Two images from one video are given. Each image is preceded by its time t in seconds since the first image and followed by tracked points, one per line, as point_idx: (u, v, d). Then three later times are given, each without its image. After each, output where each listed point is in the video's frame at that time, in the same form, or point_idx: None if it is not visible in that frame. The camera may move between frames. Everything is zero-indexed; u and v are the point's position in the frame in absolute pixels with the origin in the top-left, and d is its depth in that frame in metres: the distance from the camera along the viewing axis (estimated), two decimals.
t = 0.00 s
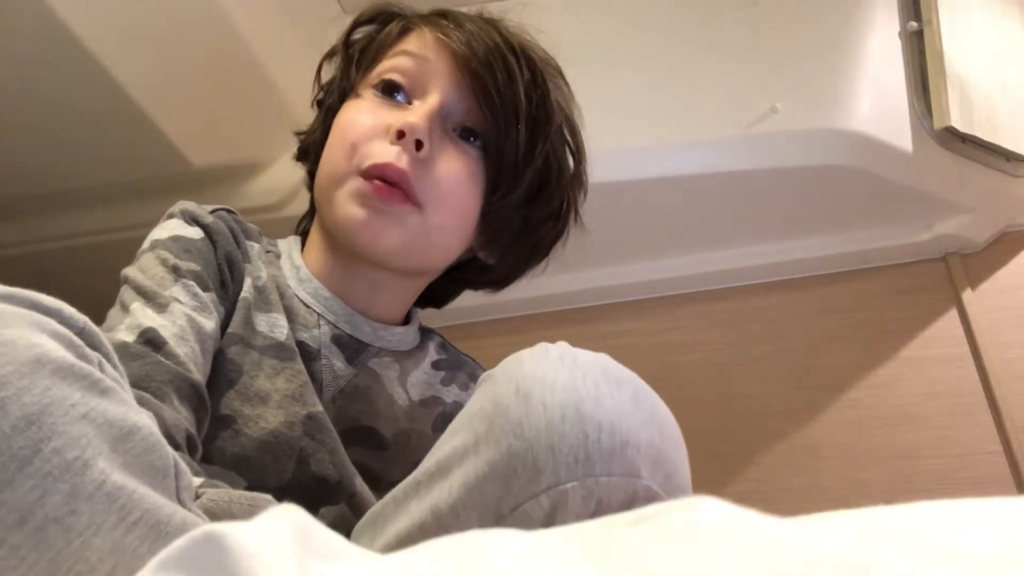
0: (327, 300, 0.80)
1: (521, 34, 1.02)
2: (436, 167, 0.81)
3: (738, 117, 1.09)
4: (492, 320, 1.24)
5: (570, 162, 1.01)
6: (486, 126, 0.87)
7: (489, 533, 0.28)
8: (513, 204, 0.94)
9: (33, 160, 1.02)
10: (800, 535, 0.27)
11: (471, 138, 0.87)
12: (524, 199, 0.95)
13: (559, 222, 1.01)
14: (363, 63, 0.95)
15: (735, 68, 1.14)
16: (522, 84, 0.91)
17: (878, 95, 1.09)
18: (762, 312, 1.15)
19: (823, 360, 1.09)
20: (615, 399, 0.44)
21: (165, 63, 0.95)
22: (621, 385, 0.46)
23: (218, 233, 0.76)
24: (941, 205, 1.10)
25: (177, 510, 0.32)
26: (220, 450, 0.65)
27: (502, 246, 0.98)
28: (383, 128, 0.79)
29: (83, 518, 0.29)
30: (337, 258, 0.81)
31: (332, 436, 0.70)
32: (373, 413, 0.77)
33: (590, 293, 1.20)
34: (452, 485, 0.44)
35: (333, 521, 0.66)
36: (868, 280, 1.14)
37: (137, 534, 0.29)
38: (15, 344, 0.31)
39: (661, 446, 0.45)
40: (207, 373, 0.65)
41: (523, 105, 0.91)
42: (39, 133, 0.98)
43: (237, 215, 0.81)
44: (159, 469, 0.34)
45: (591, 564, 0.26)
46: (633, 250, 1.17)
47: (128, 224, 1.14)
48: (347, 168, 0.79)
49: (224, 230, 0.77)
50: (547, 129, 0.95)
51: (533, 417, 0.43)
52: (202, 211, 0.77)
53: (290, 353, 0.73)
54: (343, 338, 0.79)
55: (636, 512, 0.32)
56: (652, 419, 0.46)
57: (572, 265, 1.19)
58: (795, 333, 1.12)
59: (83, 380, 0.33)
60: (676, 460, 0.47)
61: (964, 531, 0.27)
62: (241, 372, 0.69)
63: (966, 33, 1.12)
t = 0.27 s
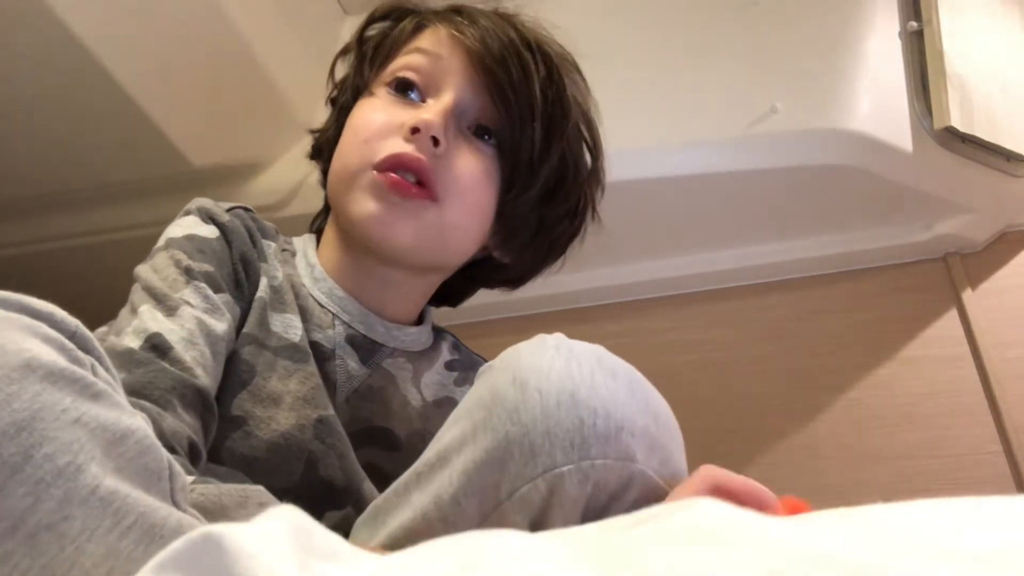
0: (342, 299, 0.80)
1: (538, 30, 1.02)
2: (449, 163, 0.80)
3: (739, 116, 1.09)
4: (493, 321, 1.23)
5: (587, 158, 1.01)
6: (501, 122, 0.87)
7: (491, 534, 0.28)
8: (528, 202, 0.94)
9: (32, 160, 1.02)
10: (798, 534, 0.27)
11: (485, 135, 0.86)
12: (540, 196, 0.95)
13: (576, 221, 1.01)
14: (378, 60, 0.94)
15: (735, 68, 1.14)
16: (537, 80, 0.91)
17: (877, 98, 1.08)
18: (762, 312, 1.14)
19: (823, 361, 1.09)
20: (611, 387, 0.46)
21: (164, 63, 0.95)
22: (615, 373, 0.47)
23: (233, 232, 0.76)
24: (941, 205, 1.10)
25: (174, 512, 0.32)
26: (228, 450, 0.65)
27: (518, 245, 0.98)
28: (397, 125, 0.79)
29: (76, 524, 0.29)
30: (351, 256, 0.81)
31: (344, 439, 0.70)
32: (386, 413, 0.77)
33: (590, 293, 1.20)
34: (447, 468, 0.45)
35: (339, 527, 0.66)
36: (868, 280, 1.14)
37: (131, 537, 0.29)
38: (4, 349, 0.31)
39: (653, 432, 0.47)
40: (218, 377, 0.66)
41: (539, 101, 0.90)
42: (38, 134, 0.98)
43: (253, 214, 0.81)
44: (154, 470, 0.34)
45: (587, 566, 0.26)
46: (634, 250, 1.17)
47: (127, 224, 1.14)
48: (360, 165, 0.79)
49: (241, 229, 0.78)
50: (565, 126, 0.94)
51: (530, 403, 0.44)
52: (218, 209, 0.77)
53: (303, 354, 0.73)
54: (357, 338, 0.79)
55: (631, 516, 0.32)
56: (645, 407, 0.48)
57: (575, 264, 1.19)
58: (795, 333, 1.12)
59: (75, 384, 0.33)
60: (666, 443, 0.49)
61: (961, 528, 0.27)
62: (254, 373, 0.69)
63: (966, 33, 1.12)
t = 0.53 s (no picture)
0: (357, 302, 0.80)
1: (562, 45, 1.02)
2: (474, 173, 0.81)
3: (740, 116, 1.08)
4: (494, 321, 1.23)
5: (604, 173, 1.01)
6: (526, 135, 0.87)
7: (494, 533, 0.28)
8: (547, 214, 0.94)
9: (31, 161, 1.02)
10: (795, 533, 0.27)
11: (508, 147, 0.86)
12: (560, 209, 0.95)
13: (592, 233, 1.01)
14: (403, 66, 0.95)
15: (735, 69, 1.14)
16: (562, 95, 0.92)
17: (878, 99, 1.08)
18: (761, 311, 1.14)
19: (823, 361, 1.09)
20: (615, 380, 0.47)
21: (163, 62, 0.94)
22: (620, 366, 0.48)
23: (248, 235, 0.76)
24: (942, 205, 1.10)
25: (172, 514, 0.32)
26: (240, 453, 0.65)
27: (534, 256, 0.99)
28: (423, 132, 0.79)
29: (75, 529, 0.28)
30: (368, 259, 0.81)
31: (354, 445, 0.70)
32: (400, 416, 0.77)
33: (590, 294, 1.20)
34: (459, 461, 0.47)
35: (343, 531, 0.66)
36: (868, 280, 1.13)
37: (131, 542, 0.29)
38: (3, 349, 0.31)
39: (657, 423, 0.49)
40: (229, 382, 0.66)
41: (563, 115, 0.91)
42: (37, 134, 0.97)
43: (268, 217, 0.81)
44: (152, 471, 0.34)
45: (587, 567, 0.26)
46: (634, 250, 1.17)
47: (126, 224, 1.14)
48: (384, 169, 0.78)
49: (255, 232, 0.77)
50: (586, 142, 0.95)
51: (535, 395, 0.45)
52: (232, 213, 0.77)
53: (316, 357, 0.73)
54: (372, 341, 0.79)
55: (629, 517, 0.31)
56: (649, 398, 0.49)
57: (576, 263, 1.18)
58: (795, 333, 1.12)
59: (73, 386, 0.32)
60: (671, 434, 0.50)
61: (960, 527, 0.27)
62: (266, 375, 0.69)
63: (966, 32, 1.12)
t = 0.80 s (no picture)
0: (365, 303, 0.80)
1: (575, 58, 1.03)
2: (490, 184, 0.81)
3: (740, 117, 1.08)
4: (493, 320, 1.23)
5: (608, 182, 1.00)
6: (540, 146, 0.87)
7: (491, 534, 0.28)
8: (557, 225, 0.95)
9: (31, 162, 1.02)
10: (797, 533, 0.27)
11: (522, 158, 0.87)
12: (569, 220, 0.96)
13: (596, 240, 1.01)
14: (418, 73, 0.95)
15: (735, 69, 1.14)
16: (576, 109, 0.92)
17: (880, 95, 1.09)
18: (761, 312, 1.14)
19: (823, 361, 1.09)
20: (619, 378, 0.47)
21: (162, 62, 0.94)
22: (623, 365, 0.48)
23: (258, 237, 0.76)
24: (942, 206, 1.10)
25: (183, 523, 0.32)
26: (247, 451, 0.65)
27: (539, 263, 0.99)
28: (442, 141, 0.79)
29: (88, 537, 0.28)
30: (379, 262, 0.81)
31: (362, 445, 0.70)
32: (406, 417, 0.77)
33: (589, 294, 1.19)
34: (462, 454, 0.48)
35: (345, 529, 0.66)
36: (868, 280, 1.13)
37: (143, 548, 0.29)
38: (25, 354, 0.31)
39: (661, 422, 0.49)
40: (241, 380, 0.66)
41: (576, 129, 0.91)
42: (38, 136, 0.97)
43: (278, 219, 0.81)
44: (165, 479, 0.34)
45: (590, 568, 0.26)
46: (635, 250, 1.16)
47: (126, 224, 1.14)
48: (402, 176, 0.78)
49: (265, 234, 0.77)
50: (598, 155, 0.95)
51: (539, 391, 0.46)
52: (242, 214, 0.77)
53: (324, 358, 0.73)
54: (379, 342, 0.79)
55: (629, 518, 0.31)
56: (654, 398, 0.49)
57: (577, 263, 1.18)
58: (795, 333, 1.12)
59: (94, 392, 0.32)
60: (676, 433, 0.50)
61: (961, 528, 0.27)
62: (274, 375, 0.69)
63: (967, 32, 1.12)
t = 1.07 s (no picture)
0: (359, 302, 0.80)
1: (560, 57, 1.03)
2: (481, 180, 0.81)
3: (739, 116, 1.08)
4: (493, 321, 1.23)
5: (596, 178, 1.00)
6: (529, 142, 0.88)
7: (493, 535, 0.29)
8: (546, 219, 0.95)
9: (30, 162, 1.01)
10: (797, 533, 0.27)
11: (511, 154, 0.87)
12: (558, 214, 0.96)
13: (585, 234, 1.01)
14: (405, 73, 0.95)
15: (735, 67, 1.14)
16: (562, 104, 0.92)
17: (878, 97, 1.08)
18: (762, 312, 1.14)
19: (824, 361, 1.09)
20: (624, 379, 0.47)
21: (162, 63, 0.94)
22: (627, 365, 0.48)
23: (253, 238, 0.76)
24: (942, 206, 1.10)
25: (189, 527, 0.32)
26: (246, 447, 0.65)
27: (531, 258, 0.99)
28: (431, 138, 0.80)
29: (99, 539, 0.28)
30: (373, 263, 0.81)
31: (359, 442, 0.69)
32: (404, 413, 0.76)
33: (588, 293, 1.19)
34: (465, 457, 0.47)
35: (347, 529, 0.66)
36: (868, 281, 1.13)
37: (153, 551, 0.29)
38: (41, 355, 0.31)
39: (666, 424, 0.49)
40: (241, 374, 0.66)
41: (564, 124, 0.92)
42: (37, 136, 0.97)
43: (270, 219, 0.81)
44: (173, 483, 0.34)
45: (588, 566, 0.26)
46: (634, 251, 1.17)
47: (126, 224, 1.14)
48: (393, 175, 0.79)
49: (258, 234, 0.77)
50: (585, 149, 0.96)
51: (545, 390, 0.46)
52: (234, 214, 0.77)
53: (319, 356, 0.73)
54: (374, 340, 0.79)
55: (628, 518, 0.31)
56: (658, 400, 0.49)
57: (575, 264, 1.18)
58: (795, 334, 1.12)
59: (107, 395, 0.32)
60: (680, 435, 0.50)
61: (959, 528, 0.27)
62: (270, 372, 0.69)
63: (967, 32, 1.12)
